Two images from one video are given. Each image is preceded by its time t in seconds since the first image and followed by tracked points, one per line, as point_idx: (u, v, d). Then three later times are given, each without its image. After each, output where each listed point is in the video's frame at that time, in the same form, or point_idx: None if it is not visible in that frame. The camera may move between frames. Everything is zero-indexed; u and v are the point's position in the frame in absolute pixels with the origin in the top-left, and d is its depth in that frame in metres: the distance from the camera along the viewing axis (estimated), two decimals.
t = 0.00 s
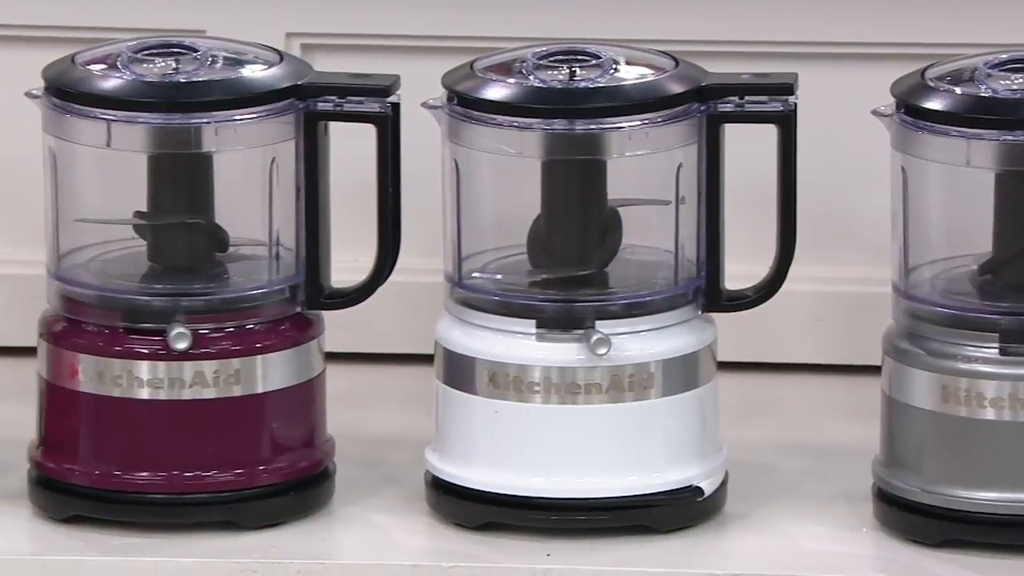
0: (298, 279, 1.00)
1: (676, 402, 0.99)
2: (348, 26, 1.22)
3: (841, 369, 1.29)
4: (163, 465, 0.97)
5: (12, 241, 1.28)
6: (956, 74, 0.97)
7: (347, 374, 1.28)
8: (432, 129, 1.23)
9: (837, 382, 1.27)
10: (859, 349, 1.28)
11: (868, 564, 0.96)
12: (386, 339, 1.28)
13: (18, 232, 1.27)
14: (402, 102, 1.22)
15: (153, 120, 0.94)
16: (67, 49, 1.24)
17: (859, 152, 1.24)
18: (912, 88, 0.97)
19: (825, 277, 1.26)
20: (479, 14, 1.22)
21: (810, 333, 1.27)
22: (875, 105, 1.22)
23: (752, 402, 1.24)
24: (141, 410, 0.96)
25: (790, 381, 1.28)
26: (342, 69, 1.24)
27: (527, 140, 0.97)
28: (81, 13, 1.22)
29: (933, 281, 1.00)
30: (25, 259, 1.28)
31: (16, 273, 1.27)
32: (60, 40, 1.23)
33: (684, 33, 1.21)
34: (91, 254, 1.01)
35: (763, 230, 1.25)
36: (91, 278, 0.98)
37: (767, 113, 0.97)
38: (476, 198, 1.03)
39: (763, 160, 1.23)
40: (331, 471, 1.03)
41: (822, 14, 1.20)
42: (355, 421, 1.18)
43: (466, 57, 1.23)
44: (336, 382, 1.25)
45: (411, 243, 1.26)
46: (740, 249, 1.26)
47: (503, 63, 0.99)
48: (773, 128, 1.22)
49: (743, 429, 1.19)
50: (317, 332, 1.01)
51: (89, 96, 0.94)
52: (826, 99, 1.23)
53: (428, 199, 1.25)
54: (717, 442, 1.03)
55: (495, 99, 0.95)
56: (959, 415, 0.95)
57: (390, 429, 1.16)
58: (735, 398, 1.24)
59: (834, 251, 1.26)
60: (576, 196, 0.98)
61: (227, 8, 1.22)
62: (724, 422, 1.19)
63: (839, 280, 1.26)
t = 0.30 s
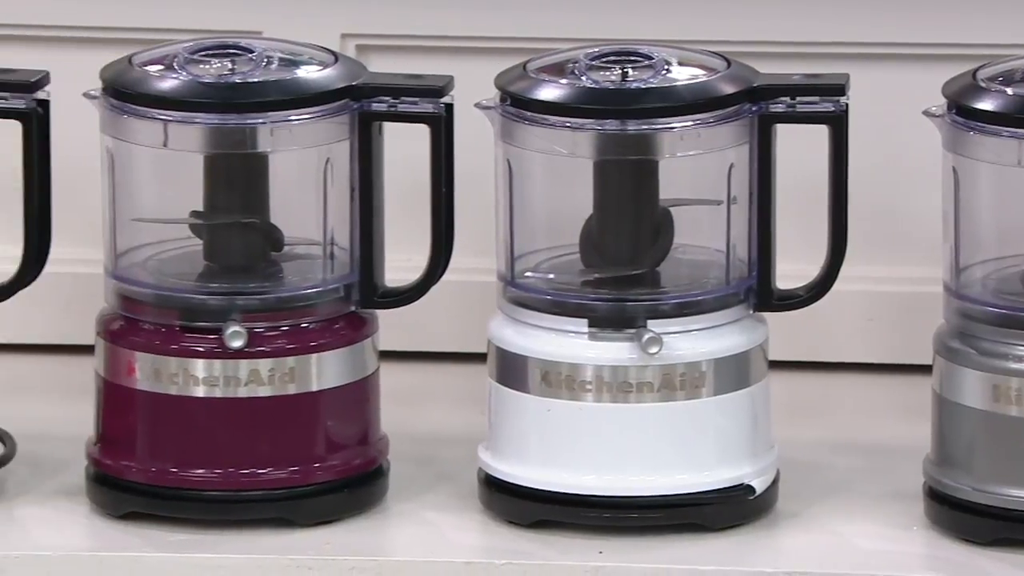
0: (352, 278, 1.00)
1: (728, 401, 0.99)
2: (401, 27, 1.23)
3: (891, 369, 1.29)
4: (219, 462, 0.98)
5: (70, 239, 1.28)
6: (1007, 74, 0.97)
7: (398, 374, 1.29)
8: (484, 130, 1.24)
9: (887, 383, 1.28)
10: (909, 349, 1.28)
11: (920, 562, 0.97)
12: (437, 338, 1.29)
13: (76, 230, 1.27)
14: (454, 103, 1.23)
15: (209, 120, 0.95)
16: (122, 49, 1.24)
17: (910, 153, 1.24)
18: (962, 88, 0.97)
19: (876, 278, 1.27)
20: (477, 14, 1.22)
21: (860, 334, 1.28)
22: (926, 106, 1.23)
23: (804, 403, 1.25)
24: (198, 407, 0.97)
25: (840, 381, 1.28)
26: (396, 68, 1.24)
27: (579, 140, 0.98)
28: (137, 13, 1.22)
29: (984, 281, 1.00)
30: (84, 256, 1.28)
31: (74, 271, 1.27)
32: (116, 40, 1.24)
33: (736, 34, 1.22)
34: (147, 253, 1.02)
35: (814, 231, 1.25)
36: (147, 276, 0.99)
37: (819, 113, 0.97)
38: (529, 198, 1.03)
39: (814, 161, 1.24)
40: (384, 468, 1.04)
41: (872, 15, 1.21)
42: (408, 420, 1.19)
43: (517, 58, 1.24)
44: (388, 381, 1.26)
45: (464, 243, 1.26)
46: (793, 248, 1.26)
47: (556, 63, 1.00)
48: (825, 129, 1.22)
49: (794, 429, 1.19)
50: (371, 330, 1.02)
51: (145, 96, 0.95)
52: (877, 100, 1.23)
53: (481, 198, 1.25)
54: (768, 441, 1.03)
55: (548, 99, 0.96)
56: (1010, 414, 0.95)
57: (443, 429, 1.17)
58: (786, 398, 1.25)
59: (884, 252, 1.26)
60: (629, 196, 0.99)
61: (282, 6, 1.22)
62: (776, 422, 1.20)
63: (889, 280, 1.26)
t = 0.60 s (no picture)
0: (406, 277, 1.01)
1: (780, 400, 1.00)
2: (454, 27, 1.23)
3: (942, 368, 1.30)
4: (275, 459, 0.99)
5: (127, 239, 1.29)
6: None
7: (450, 373, 1.30)
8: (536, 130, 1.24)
9: (938, 383, 1.28)
10: (960, 349, 1.28)
11: (971, 560, 0.97)
12: (490, 337, 1.29)
13: (132, 229, 1.28)
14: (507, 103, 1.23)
15: (265, 120, 0.96)
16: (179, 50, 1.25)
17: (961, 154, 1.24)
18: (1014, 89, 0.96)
19: (927, 278, 1.27)
20: (511, 14, 1.23)
21: (912, 333, 1.28)
22: (977, 106, 1.23)
23: (856, 402, 1.25)
24: (254, 405, 0.98)
25: (891, 381, 1.29)
26: (449, 69, 1.25)
27: (632, 140, 0.98)
28: (194, 14, 1.23)
29: None
30: (140, 256, 1.29)
31: (131, 271, 1.29)
32: (172, 40, 1.25)
33: (789, 34, 1.22)
34: (204, 252, 1.03)
35: (865, 232, 1.26)
36: (203, 276, 1.00)
37: (872, 114, 0.97)
38: (582, 198, 1.04)
39: (865, 161, 1.24)
40: (438, 466, 1.05)
41: (924, 16, 1.21)
42: (461, 419, 1.20)
43: (568, 59, 1.24)
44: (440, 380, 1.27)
45: (518, 243, 1.27)
46: (845, 249, 1.27)
47: (609, 64, 1.00)
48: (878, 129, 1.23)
49: (847, 428, 1.20)
50: (425, 329, 1.03)
51: (202, 96, 0.96)
52: (928, 100, 1.24)
53: (533, 199, 1.26)
54: (820, 440, 1.04)
55: (601, 100, 0.96)
56: None
57: (497, 427, 1.18)
58: (838, 398, 1.25)
59: (935, 252, 1.27)
60: (681, 195, 0.99)
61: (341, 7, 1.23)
62: (828, 421, 1.21)
63: (940, 279, 1.27)
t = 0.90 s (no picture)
0: (460, 276, 1.02)
1: (831, 399, 1.00)
2: (508, 28, 1.24)
3: (993, 368, 1.30)
4: (330, 456, 1.00)
5: (183, 237, 1.30)
6: None
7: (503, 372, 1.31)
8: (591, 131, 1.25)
9: (990, 382, 1.28)
10: (1012, 349, 1.29)
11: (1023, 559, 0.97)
12: (544, 338, 1.30)
13: (189, 229, 1.29)
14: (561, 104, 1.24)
15: (321, 121, 0.97)
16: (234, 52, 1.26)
17: (1012, 154, 1.25)
18: None
19: (979, 278, 1.28)
20: (564, 15, 1.24)
21: (963, 333, 1.29)
22: None
23: (907, 402, 1.26)
24: (309, 403, 0.99)
25: (943, 380, 1.29)
26: (503, 70, 1.26)
27: (684, 141, 0.99)
28: (252, 16, 1.24)
29: None
30: (195, 255, 1.30)
31: (188, 271, 1.29)
32: (228, 42, 1.26)
33: (840, 36, 1.23)
34: (261, 251, 1.04)
35: (917, 231, 1.26)
36: (260, 276, 1.01)
37: (924, 114, 0.97)
38: (634, 198, 1.05)
39: (917, 162, 1.25)
40: (492, 464, 1.06)
41: (977, 17, 1.21)
42: (514, 418, 1.20)
43: (619, 61, 1.25)
44: (494, 378, 1.28)
45: (570, 243, 1.28)
46: (895, 249, 1.27)
47: (662, 65, 1.01)
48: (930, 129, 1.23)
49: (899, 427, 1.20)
50: (479, 328, 1.03)
51: (258, 97, 0.97)
52: (980, 101, 1.24)
53: (586, 199, 1.27)
54: (872, 439, 1.04)
55: (654, 101, 0.97)
56: None
57: (551, 426, 1.19)
58: (889, 397, 1.26)
59: (987, 252, 1.27)
60: (733, 195, 1.00)
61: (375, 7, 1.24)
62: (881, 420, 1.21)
63: (992, 279, 1.27)
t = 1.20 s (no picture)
0: (514, 275, 1.03)
1: (882, 397, 1.01)
2: (560, 29, 1.25)
3: None
4: (385, 454, 1.01)
5: (239, 237, 1.31)
6: None
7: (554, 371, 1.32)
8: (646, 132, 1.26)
9: None
10: None
11: None
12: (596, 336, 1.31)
13: (246, 229, 1.31)
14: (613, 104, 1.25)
15: (376, 121, 0.97)
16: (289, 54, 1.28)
17: None
18: None
19: None
20: (614, 17, 1.24)
21: (1013, 332, 1.29)
22: None
23: (958, 401, 1.26)
24: (364, 401, 1.00)
25: (993, 379, 1.30)
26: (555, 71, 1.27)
27: (736, 141, 1.00)
28: (305, 17, 1.25)
29: None
30: (251, 254, 1.31)
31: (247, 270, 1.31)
32: (283, 43, 1.27)
33: (890, 37, 1.23)
34: (316, 251, 1.05)
35: (967, 231, 1.27)
36: (315, 275, 1.02)
37: (976, 115, 0.98)
38: (686, 198, 1.06)
39: (968, 162, 1.26)
40: (546, 462, 1.06)
41: None
42: (566, 415, 1.21)
43: (670, 61, 1.26)
44: (546, 377, 1.29)
45: (621, 242, 1.29)
46: (945, 248, 1.28)
47: (715, 65, 1.02)
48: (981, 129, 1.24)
49: (950, 426, 1.21)
50: (532, 327, 1.04)
51: (315, 98, 0.98)
52: None
53: (639, 199, 1.28)
54: (923, 437, 1.05)
55: (707, 101, 0.98)
56: None
57: (603, 424, 1.20)
58: (939, 395, 1.27)
59: None
60: (786, 195, 1.00)
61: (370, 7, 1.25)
62: (932, 418, 1.22)
63: None
